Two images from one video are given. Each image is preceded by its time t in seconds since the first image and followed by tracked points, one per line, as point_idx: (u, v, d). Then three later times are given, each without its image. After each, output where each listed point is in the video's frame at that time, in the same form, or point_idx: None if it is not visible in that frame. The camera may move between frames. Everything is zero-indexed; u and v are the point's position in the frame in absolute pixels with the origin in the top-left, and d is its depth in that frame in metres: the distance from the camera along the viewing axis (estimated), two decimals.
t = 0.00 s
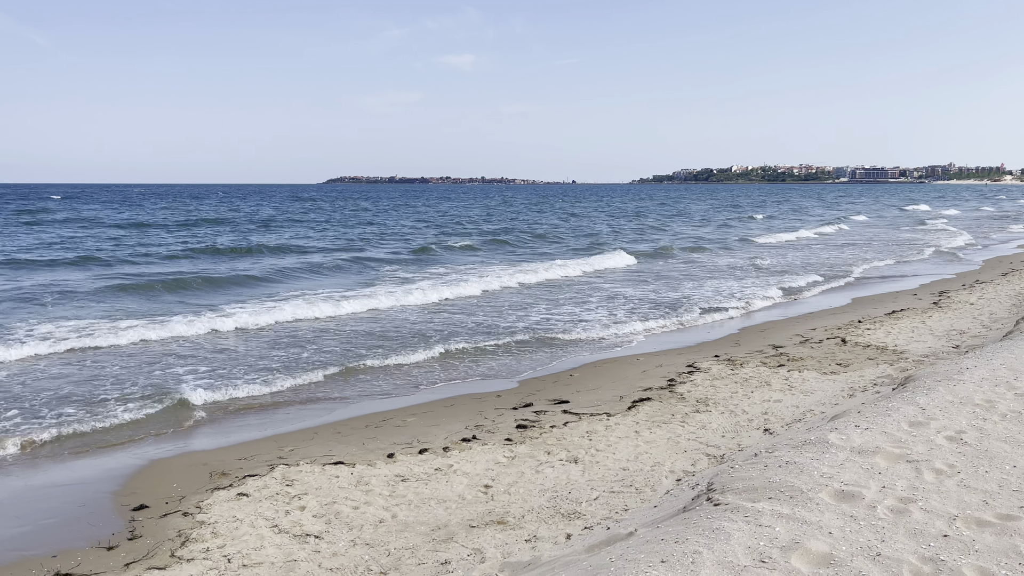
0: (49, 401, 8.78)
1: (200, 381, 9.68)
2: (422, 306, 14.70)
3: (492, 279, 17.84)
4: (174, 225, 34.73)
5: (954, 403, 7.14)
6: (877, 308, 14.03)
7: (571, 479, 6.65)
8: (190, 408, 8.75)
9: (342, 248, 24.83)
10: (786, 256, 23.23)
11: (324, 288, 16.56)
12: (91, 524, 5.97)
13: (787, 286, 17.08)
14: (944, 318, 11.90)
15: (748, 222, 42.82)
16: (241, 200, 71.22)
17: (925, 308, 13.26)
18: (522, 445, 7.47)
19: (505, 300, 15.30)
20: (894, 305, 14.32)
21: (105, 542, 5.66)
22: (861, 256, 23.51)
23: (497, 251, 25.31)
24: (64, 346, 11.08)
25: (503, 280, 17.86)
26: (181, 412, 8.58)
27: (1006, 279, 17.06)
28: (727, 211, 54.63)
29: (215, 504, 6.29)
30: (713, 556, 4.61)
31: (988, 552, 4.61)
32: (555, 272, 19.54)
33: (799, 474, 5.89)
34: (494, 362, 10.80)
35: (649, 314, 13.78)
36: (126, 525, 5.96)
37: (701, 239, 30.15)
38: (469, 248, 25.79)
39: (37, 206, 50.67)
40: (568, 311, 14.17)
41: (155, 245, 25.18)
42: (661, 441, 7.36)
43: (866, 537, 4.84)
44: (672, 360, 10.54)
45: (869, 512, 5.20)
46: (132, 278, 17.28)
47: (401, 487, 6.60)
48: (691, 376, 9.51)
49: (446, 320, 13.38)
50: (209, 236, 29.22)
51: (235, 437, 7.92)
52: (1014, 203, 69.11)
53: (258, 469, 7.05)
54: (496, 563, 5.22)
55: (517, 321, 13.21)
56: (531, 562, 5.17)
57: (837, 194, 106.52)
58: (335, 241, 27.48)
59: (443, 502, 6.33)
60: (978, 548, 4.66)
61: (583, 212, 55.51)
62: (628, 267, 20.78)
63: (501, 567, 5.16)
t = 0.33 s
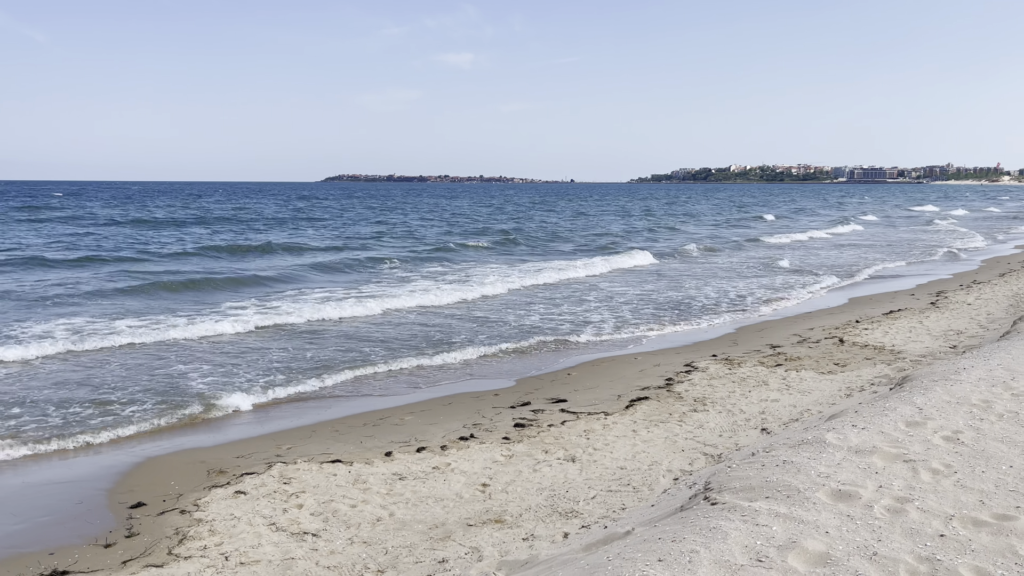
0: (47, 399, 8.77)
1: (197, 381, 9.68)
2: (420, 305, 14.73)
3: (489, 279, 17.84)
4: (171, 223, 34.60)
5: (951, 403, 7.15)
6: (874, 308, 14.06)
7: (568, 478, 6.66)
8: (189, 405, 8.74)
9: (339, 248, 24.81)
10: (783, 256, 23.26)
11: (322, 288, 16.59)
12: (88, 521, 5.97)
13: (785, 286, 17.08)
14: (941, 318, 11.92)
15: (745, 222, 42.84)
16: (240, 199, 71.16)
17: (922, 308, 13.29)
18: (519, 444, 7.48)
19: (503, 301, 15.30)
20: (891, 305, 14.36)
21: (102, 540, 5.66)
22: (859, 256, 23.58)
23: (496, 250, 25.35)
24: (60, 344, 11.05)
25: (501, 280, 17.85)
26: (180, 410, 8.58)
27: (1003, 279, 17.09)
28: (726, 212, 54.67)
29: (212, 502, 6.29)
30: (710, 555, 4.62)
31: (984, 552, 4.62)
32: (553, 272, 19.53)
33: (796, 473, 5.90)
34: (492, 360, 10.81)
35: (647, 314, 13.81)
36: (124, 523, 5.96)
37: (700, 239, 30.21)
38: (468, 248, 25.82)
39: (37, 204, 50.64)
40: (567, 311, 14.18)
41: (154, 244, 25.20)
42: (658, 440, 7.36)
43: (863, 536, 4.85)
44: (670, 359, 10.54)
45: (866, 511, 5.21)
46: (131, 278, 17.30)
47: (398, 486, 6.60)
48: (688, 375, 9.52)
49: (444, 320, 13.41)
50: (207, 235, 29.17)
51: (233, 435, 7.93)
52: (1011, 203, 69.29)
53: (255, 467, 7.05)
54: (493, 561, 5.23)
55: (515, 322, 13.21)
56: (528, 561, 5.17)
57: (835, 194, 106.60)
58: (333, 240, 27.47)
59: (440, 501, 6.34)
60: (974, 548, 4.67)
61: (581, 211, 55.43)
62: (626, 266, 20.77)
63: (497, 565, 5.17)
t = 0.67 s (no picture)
0: (45, 398, 8.76)
1: (195, 380, 9.66)
2: (419, 304, 14.74)
3: (487, 280, 17.83)
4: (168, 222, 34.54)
5: (948, 404, 7.17)
6: (872, 308, 14.08)
7: (566, 477, 6.66)
8: (187, 405, 8.73)
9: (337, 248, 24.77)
10: (781, 257, 23.28)
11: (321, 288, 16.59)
12: (85, 519, 5.97)
13: (783, 287, 17.10)
14: (938, 319, 11.93)
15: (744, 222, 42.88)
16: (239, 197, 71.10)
17: (920, 309, 13.31)
18: (517, 443, 7.48)
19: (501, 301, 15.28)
20: (889, 305, 14.38)
21: (98, 538, 5.66)
22: (857, 257, 23.63)
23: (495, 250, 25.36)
24: (59, 343, 11.02)
25: (499, 281, 17.84)
26: (177, 409, 8.57)
27: (1000, 280, 17.14)
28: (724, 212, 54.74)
29: (210, 500, 6.29)
30: (708, 555, 4.63)
31: (981, 553, 4.62)
32: (551, 272, 19.52)
33: (794, 473, 5.91)
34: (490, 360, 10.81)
35: (645, 316, 13.83)
36: (121, 521, 5.95)
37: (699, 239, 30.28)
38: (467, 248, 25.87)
39: (35, 201, 50.62)
40: (565, 312, 14.19)
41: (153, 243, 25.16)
42: (656, 439, 7.36)
43: (860, 536, 4.86)
44: (668, 359, 10.53)
45: (863, 511, 5.22)
46: (129, 277, 17.29)
47: (396, 485, 6.60)
48: (686, 375, 9.53)
49: (443, 321, 13.42)
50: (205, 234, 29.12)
51: (231, 433, 7.92)
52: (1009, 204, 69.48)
53: (253, 465, 7.05)
54: (490, 561, 5.23)
55: (513, 323, 13.21)
56: (525, 560, 5.18)
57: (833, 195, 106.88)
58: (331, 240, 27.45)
59: (438, 500, 6.34)
60: (971, 548, 4.68)
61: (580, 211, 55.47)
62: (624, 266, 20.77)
63: (495, 564, 5.17)
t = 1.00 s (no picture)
0: (42, 398, 8.73)
1: (193, 381, 9.65)
2: (416, 304, 14.75)
3: (485, 282, 17.83)
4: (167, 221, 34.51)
5: (945, 405, 7.18)
6: (870, 310, 14.08)
7: (563, 477, 6.66)
8: (186, 405, 8.73)
9: (336, 248, 24.73)
10: (779, 259, 23.30)
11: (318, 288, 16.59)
12: (83, 518, 5.96)
13: (780, 289, 17.11)
14: (936, 321, 11.94)
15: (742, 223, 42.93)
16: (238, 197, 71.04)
17: (918, 310, 13.32)
18: (514, 443, 7.47)
19: (499, 302, 15.28)
20: (887, 307, 14.39)
21: (95, 537, 5.65)
22: (856, 259, 23.66)
23: (493, 250, 25.40)
24: (56, 343, 11.00)
25: (497, 282, 17.84)
26: (175, 410, 8.56)
27: (998, 282, 17.17)
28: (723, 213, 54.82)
29: (207, 499, 6.29)
30: (705, 555, 4.63)
31: (977, 553, 4.64)
32: (550, 273, 19.53)
33: (791, 474, 5.91)
34: (488, 361, 10.81)
35: (642, 317, 13.83)
36: (118, 520, 5.95)
37: (697, 240, 30.33)
38: (465, 248, 25.89)
39: (31, 199, 50.41)
40: (562, 313, 14.20)
41: (151, 242, 25.15)
42: (653, 440, 7.37)
43: (857, 537, 4.86)
44: (665, 360, 10.54)
45: (860, 512, 5.23)
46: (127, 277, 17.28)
47: (393, 484, 6.61)
48: (684, 375, 9.54)
49: (440, 321, 13.43)
50: (204, 234, 29.08)
51: (227, 432, 7.92)
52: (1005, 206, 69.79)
53: (250, 464, 7.04)
54: (487, 561, 5.23)
55: (511, 324, 13.22)
56: (522, 560, 5.18)
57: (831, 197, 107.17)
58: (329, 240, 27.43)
59: (435, 499, 6.33)
60: (967, 549, 4.69)
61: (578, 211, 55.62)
62: (622, 267, 20.77)
63: (492, 564, 5.17)
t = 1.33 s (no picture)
0: (39, 398, 8.72)
1: (191, 381, 9.65)
2: (414, 305, 14.77)
3: (483, 283, 17.85)
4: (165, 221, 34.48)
5: (940, 406, 7.20)
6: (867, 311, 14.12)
7: (560, 478, 6.67)
8: (183, 406, 8.73)
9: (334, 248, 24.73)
10: (776, 261, 23.39)
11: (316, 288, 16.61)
12: (78, 518, 5.95)
13: (777, 291, 17.17)
14: (932, 322, 11.98)
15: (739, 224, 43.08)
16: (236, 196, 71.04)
17: (914, 312, 13.36)
18: (511, 444, 7.48)
19: (496, 302, 15.30)
20: (884, 308, 14.43)
21: (91, 536, 5.64)
22: (852, 261, 23.72)
23: (491, 251, 25.43)
24: (54, 343, 10.99)
25: (494, 283, 17.86)
26: (173, 410, 8.56)
27: (993, 283, 17.24)
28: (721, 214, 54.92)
29: (203, 499, 6.28)
30: (701, 556, 4.64)
31: (973, 554, 4.65)
32: (547, 274, 19.58)
33: (787, 475, 5.93)
34: (485, 362, 10.83)
35: (639, 319, 13.85)
36: (114, 519, 5.94)
37: (695, 242, 30.38)
38: (463, 249, 25.91)
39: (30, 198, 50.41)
40: (560, 315, 14.23)
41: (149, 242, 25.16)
42: (650, 441, 7.37)
43: (852, 538, 4.88)
44: (662, 361, 10.56)
45: (856, 513, 5.24)
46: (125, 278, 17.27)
47: (390, 484, 6.60)
48: (680, 376, 9.55)
49: (439, 321, 13.43)
50: (202, 233, 29.08)
51: (224, 432, 7.91)
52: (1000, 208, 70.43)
53: (247, 464, 7.04)
54: (484, 561, 5.23)
55: (509, 325, 13.23)
56: (518, 560, 5.18)
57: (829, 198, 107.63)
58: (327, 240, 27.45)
59: (432, 500, 6.34)
60: (962, 551, 4.71)
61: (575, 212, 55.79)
62: (620, 269, 20.82)
63: (488, 564, 5.18)
